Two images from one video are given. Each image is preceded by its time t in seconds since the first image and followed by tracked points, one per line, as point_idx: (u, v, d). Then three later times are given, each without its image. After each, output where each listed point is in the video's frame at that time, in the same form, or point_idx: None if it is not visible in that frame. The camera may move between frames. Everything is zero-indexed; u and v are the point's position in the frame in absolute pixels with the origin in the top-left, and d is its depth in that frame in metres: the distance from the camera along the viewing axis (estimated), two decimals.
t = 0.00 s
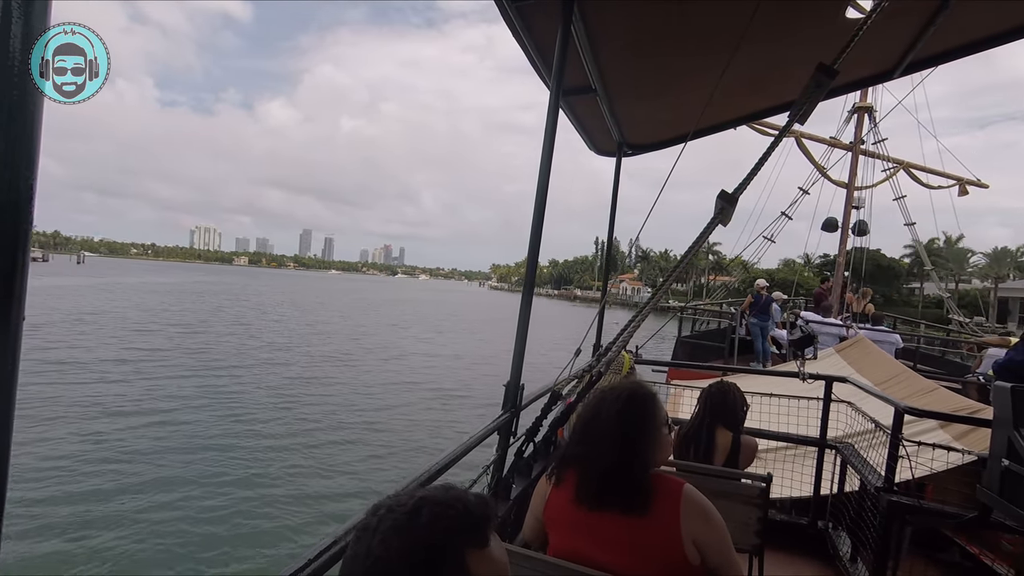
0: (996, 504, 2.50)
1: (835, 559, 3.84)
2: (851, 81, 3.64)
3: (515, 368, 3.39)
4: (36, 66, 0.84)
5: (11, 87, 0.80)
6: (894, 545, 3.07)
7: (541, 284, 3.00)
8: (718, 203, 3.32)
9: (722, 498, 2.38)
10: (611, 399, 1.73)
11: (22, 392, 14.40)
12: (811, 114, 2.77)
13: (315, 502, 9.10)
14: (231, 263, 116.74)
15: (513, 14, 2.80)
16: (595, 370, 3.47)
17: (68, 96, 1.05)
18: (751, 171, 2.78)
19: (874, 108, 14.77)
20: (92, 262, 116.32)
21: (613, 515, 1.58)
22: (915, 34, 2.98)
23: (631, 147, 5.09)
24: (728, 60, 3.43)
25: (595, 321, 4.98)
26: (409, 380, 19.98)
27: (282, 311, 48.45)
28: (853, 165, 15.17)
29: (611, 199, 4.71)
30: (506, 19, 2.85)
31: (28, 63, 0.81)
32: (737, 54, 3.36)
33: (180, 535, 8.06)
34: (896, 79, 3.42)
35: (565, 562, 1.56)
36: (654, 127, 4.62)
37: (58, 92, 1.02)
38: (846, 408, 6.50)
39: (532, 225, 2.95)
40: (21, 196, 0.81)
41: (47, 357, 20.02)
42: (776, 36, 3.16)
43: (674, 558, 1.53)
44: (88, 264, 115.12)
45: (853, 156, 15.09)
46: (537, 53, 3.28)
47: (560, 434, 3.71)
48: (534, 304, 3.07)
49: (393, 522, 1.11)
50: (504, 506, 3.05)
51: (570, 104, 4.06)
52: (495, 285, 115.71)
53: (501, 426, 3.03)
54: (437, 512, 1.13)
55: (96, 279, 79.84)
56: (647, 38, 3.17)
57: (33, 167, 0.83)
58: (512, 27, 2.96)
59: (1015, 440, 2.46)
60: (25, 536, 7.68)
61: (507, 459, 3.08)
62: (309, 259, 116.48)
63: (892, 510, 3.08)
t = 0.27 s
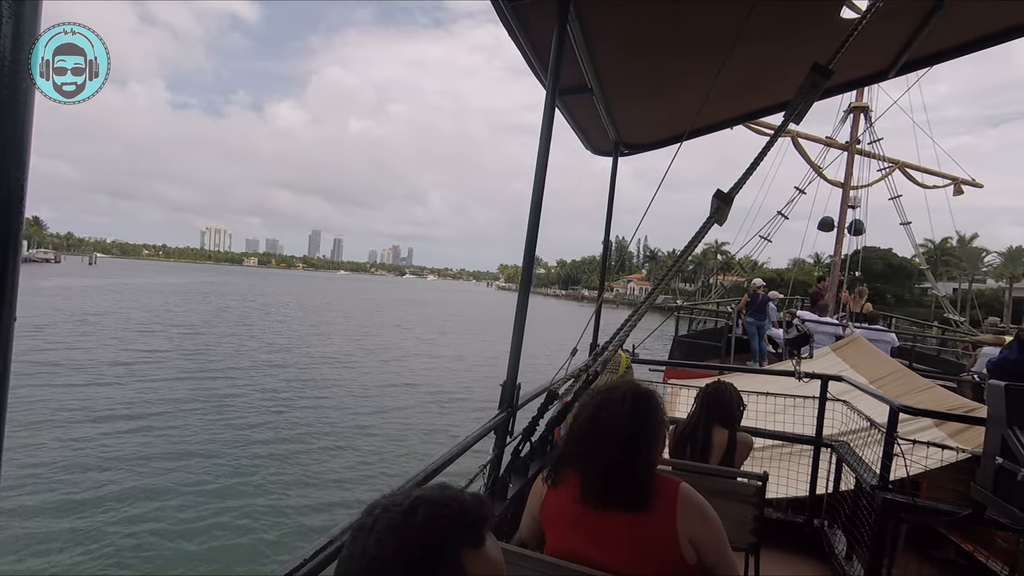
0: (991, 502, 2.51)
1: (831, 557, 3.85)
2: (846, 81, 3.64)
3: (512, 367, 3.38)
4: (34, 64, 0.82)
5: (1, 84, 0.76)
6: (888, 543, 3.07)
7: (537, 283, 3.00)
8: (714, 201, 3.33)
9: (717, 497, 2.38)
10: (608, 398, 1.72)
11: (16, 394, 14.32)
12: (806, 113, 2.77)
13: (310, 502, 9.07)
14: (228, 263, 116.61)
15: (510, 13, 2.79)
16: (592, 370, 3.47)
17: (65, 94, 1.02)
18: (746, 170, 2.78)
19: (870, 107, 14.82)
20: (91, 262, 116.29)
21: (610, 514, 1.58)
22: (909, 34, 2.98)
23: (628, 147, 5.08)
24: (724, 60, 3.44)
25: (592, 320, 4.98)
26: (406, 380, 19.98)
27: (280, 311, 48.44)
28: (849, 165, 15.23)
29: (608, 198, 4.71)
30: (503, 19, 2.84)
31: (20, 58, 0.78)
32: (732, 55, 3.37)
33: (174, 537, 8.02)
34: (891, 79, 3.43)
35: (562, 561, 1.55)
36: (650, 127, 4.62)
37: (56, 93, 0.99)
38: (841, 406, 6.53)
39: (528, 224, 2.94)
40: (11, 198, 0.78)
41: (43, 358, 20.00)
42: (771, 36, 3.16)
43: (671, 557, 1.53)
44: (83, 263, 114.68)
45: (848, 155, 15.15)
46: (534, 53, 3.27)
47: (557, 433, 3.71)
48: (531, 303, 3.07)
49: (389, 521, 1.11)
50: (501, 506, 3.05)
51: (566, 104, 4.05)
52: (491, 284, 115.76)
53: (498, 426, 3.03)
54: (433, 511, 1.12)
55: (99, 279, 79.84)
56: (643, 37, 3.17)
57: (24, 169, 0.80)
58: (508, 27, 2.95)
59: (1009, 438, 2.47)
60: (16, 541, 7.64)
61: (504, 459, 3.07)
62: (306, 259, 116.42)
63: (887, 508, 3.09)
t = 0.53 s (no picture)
0: (984, 499, 2.52)
1: (826, 554, 3.86)
2: (842, 79, 3.64)
3: (508, 366, 3.37)
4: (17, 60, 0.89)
5: None
6: (882, 539, 3.07)
7: (532, 283, 3.00)
8: (710, 200, 3.32)
9: (713, 495, 2.38)
10: (606, 397, 1.71)
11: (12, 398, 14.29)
12: (801, 113, 2.76)
13: (305, 509, 9.08)
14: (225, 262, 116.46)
15: (505, 12, 2.78)
16: (587, 368, 3.47)
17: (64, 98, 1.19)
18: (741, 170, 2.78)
19: (866, 106, 14.84)
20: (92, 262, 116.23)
21: (608, 514, 1.56)
22: (906, 31, 2.97)
23: (624, 145, 5.08)
24: (719, 60, 3.44)
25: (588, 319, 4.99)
26: (403, 380, 19.98)
27: (278, 311, 48.45)
28: (845, 163, 15.26)
29: (604, 196, 4.70)
30: (497, 18, 2.82)
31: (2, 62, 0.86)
32: (726, 55, 3.37)
33: (169, 544, 8.04)
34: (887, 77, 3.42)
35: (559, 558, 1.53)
36: (646, 126, 4.61)
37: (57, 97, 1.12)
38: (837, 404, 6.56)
39: (523, 222, 2.93)
40: None
41: (40, 361, 20.01)
42: (765, 36, 3.16)
43: (669, 556, 1.52)
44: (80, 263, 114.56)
45: (844, 154, 15.17)
46: (529, 51, 3.25)
47: (554, 432, 3.71)
48: (526, 302, 3.07)
49: (383, 520, 1.09)
50: (497, 505, 3.05)
51: (562, 102, 4.03)
52: (488, 283, 116.05)
53: (494, 424, 3.02)
54: (427, 511, 1.10)
55: (104, 280, 80.06)
56: (638, 36, 3.15)
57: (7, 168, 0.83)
58: (503, 26, 2.93)
59: (1003, 436, 2.47)
60: (10, 552, 7.66)
61: (499, 458, 3.07)
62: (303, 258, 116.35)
63: (882, 505, 3.09)
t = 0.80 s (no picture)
0: (978, 497, 2.55)
1: (821, 552, 3.86)
2: (840, 78, 3.65)
3: (504, 364, 3.36)
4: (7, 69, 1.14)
5: None
6: (878, 538, 3.05)
7: (529, 281, 2.99)
8: (707, 197, 3.32)
9: (710, 494, 2.38)
10: (601, 397, 1.71)
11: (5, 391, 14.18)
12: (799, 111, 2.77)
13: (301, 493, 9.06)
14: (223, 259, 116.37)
15: (503, 9, 2.77)
16: (584, 367, 3.47)
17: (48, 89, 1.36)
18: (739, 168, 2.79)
19: (863, 106, 14.88)
20: (94, 259, 116.21)
21: (603, 513, 1.56)
22: (903, 31, 2.99)
23: (621, 143, 5.08)
24: (716, 58, 3.45)
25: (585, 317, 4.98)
26: (400, 377, 19.95)
27: (276, 308, 48.47)
28: (842, 162, 15.30)
29: (601, 194, 4.71)
30: (496, 14, 2.82)
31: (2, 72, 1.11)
32: (724, 53, 3.38)
33: (165, 521, 8.02)
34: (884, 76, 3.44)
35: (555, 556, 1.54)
36: (643, 124, 4.61)
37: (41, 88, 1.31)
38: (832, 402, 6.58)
39: (520, 220, 2.93)
40: None
41: (38, 354, 20.02)
42: (763, 33, 3.17)
43: (664, 554, 1.52)
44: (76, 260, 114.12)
45: (841, 153, 15.22)
46: (526, 49, 3.25)
47: (549, 430, 3.70)
48: (522, 300, 3.06)
49: (376, 520, 1.09)
50: (493, 504, 3.04)
51: (559, 100, 4.03)
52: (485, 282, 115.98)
53: (490, 422, 3.02)
54: (420, 510, 1.10)
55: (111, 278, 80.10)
56: (635, 34, 3.16)
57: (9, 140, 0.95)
58: (500, 22, 2.92)
59: (997, 435, 2.50)
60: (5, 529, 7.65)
61: (495, 457, 3.07)
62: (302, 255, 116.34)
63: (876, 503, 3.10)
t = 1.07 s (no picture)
0: (972, 494, 2.54)
1: (816, 548, 3.89)
2: (837, 76, 3.65)
3: (501, 361, 3.36)
4: None
5: None
6: (872, 532, 3.10)
7: (525, 278, 2.99)
8: (704, 195, 3.33)
9: (705, 490, 2.39)
10: (600, 396, 1.71)
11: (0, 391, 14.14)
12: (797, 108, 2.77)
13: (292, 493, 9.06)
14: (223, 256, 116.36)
15: (500, 3, 2.76)
16: (581, 364, 3.48)
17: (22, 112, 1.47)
18: (736, 165, 2.80)
19: (859, 103, 14.87)
20: (100, 255, 116.20)
21: (600, 513, 1.56)
22: (901, 28, 2.99)
23: (618, 140, 5.08)
24: (714, 54, 3.44)
25: (582, 314, 4.99)
26: (397, 374, 19.97)
27: (276, 304, 48.59)
28: (838, 160, 15.31)
29: (598, 191, 4.71)
30: (493, 9, 2.81)
31: None
32: (722, 49, 3.37)
33: (157, 524, 8.05)
34: (882, 73, 3.45)
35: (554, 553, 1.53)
36: (641, 120, 4.62)
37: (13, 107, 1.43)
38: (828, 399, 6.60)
39: (517, 218, 2.93)
40: None
41: (37, 352, 20.10)
42: (762, 29, 3.16)
43: (662, 554, 1.52)
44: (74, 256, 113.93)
45: (837, 151, 15.22)
46: (524, 44, 3.25)
47: (546, 427, 3.71)
48: (519, 296, 3.06)
49: (372, 519, 1.08)
50: (489, 501, 3.05)
51: (556, 96, 4.03)
52: (483, 279, 115.99)
53: (487, 419, 3.02)
54: (415, 508, 1.09)
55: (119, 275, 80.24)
56: (633, 30, 3.16)
57: None
58: (498, 16, 2.92)
59: (992, 431, 2.48)
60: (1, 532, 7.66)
61: (492, 453, 3.07)
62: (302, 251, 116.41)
63: (871, 500, 3.12)
